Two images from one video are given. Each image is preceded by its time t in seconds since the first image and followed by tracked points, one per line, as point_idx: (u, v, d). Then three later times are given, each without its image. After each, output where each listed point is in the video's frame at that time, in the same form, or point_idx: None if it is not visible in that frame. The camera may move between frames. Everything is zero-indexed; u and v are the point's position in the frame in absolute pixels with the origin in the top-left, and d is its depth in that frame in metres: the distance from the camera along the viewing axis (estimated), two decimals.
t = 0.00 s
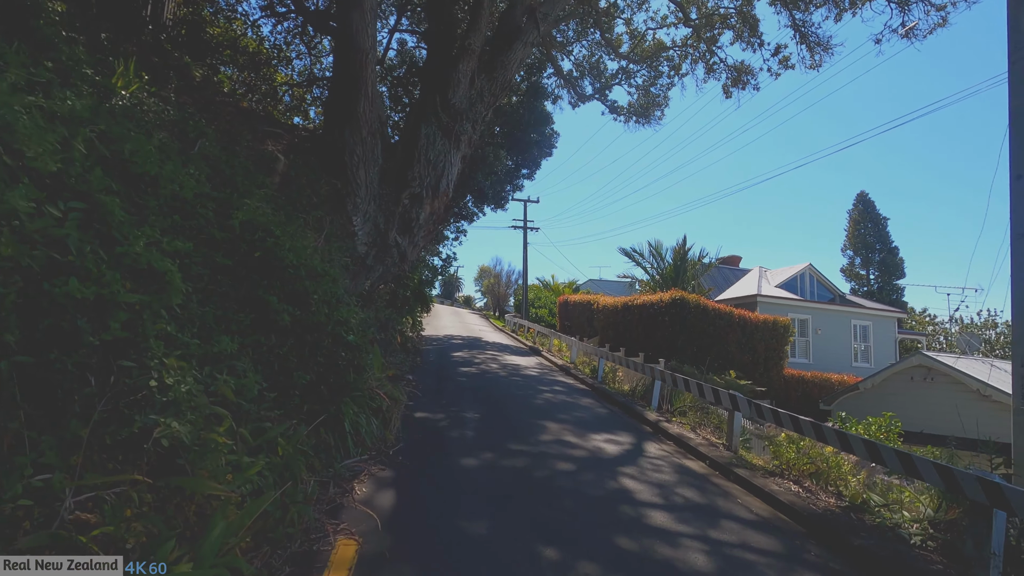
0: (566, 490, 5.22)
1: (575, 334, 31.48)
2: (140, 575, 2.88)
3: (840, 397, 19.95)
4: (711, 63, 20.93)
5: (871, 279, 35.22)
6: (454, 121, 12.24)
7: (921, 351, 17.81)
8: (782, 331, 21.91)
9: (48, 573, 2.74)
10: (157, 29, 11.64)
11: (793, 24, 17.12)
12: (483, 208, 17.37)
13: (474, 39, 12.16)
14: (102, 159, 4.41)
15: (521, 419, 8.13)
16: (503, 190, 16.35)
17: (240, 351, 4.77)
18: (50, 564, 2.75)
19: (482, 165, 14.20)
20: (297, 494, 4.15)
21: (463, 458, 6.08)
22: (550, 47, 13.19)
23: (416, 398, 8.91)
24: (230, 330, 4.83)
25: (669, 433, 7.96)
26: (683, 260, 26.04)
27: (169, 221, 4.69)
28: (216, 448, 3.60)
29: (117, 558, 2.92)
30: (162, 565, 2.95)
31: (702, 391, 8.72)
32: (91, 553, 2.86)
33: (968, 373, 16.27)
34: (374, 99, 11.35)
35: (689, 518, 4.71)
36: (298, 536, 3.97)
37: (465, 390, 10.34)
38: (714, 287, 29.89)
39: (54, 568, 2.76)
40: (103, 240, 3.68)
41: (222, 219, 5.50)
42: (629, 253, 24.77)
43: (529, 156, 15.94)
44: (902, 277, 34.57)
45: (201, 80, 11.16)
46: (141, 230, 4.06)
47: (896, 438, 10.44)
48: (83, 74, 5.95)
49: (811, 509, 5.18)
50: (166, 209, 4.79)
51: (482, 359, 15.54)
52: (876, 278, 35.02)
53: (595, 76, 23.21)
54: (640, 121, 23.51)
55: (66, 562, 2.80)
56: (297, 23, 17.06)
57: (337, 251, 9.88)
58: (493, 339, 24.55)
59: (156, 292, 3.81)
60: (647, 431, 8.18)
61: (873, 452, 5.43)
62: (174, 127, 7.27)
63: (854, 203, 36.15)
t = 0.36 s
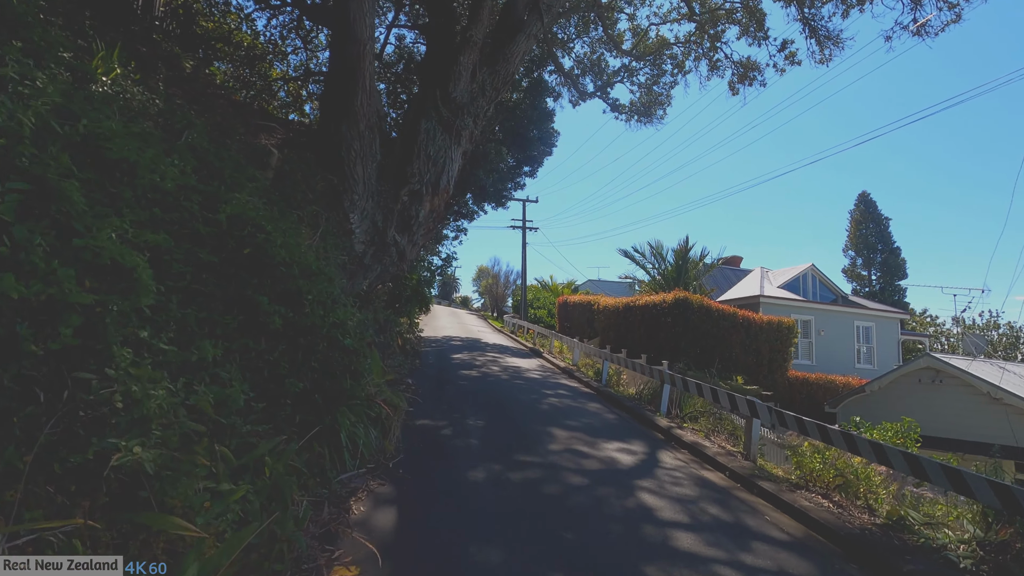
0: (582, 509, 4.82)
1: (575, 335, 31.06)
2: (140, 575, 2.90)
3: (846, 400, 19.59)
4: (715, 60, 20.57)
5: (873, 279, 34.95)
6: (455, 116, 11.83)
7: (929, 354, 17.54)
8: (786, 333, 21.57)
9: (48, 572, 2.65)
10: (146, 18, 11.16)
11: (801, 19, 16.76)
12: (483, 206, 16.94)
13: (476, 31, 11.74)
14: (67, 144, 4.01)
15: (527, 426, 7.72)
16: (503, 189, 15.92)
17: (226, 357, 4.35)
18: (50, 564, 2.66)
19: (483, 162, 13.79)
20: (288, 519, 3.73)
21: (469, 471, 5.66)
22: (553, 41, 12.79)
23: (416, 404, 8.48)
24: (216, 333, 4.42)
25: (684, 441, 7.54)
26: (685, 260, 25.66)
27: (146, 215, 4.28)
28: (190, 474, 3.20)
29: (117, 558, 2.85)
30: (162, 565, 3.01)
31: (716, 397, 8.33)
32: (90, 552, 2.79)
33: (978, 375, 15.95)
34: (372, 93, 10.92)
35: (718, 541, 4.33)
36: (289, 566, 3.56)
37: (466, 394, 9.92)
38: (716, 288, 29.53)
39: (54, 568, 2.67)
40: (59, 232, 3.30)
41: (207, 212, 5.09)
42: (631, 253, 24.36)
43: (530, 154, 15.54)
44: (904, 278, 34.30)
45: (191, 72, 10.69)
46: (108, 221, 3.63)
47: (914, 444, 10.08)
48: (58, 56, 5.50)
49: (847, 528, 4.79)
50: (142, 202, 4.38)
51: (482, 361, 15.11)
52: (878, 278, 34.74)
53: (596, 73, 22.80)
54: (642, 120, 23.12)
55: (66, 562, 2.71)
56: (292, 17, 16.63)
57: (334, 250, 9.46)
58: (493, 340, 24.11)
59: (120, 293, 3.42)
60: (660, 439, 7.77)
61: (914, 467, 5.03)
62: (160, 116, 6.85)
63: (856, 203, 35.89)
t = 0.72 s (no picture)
0: (594, 528, 4.36)
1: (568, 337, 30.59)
2: None
3: (844, 402, 19.42)
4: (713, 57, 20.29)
5: (865, 282, 34.89)
6: (449, 107, 11.34)
7: (928, 356, 17.36)
8: (782, 335, 21.27)
9: (49, 572, 2.50)
10: None
11: (803, 15, 16.48)
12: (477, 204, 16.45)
13: (472, 19, 11.27)
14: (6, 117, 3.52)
15: (526, 433, 7.23)
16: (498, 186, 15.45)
17: (193, 360, 3.83)
18: (50, 564, 2.50)
19: (477, 156, 13.31)
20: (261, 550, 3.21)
21: (466, 485, 5.16)
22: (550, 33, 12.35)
23: (408, 410, 7.95)
24: (181, 333, 3.90)
25: (694, 450, 7.08)
26: (680, 261, 25.35)
27: (99, 199, 3.76)
28: (141, 501, 2.72)
29: (117, 557, 2.62)
30: (162, 565, 2.72)
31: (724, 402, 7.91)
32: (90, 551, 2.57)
33: (977, 379, 15.75)
34: (362, 81, 10.40)
35: (748, 566, 3.88)
36: None
37: (461, 399, 9.41)
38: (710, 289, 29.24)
39: (53, 568, 2.52)
40: None
41: (174, 197, 4.57)
42: (626, 254, 23.99)
43: (526, 149, 15.08)
44: (897, 281, 34.27)
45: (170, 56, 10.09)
46: (39, 206, 3.09)
47: (924, 451, 9.72)
48: (12, 24, 4.94)
49: (885, 550, 4.36)
50: (96, 183, 3.87)
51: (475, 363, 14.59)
52: (870, 281, 34.69)
53: (591, 70, 22.38)
54: (637, 119, 22.76)
55: (66, 561, 2.53)
56: (279, 7, 16.04)
57: (321, 246, 8.93)
58: (485, 342, 23.55)
59: (53, 284, 2.91)
60: (668, 447, 7.30)
61: (957, 482, 4.61)
62: (130, 96, 6.30)
63: (849, 205, 35.84)
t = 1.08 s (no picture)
0: (607, 563, 3.94)
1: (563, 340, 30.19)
2: (140, 575, 2.75)
3: (843, 408, 19.16)
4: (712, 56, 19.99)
5: (860, 285, 34.76)
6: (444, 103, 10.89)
7: (930, 362, 17.03)
8: (781, 339, 20.94)
9: (47, 573, 2.40)
10: None
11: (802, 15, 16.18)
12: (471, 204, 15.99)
13: (468, 12, 10.82)
14: None
15: (527, 448, 6.80)
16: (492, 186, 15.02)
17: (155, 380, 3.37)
18: (50, 564, 2.41)
19: (472, 154, 12.90)
20: None
21: (464, 511, 4.71)
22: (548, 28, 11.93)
23: (400, 422, 7.49)
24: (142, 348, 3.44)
25: (706, 467, 6.65)
26: (676, 263, 25.03)
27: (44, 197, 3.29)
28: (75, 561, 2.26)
29: (118, 558, 2.63)
30: (162, 565, 2.85)
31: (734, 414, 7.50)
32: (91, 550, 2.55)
33: (981, 387, 15.46)
34: (353, 75, 9.92)
35: None
36: None
37: (455, 408, 8.95)
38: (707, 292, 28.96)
39: (53, 568, 2.43)
40: None
41: (139, 194, 4.12)
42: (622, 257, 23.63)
43: (522, 148, 14.64)
44: (892, 284, 34.17)
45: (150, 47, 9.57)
46: None
47: (933, 463, 9.40)
48: None
49: None
50: (43, 178, 3.41)
51: (470, 369, 14.13)
52: (865, 284, 34.58)
53: (588, 69, 21.97)
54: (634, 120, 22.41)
55: (66, 561, 2.48)
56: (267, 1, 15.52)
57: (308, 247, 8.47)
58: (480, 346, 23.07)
59: None
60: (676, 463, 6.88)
61: (1003, 510, 4.24)
62: (98, 84, 5.81)
63: (844, 208, 35.74)
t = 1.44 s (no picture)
0: None
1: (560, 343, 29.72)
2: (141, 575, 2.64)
3: (848, 413, 18.79)
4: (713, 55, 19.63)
5: (860, 288, 34.50)
6: (442, 96, 10.43)
7: (938, 365, 16.71)
8: (784, 342, 20.53)
9: (48, 573, 2.40)
10: None
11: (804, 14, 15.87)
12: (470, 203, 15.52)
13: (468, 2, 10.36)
14: None
15: (534, 459, 6.32)
16: (491, 184, 14.55)
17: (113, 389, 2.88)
18: (50, 564, 2.40)
19: (471, 149, 12.43)
20: None
21: (470, 534, 4.23)
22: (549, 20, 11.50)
23: (396, 431, 7.00)
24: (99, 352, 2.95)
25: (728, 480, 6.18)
26: (676, 265, 24.63)
27: None
28: None
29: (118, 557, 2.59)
30: (163, 565, 2.74)
31: (753, 422, 7.05)
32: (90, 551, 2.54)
33: (992, 391, 15.10)
34: (347, 65, 9.45)
35: None
36: None
37: (455, 415, 8.46)
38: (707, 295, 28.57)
39: (54, 568, 2.42)
40: None
41: (103, 177, 3.64)
42: (621, 258, 23.19)
43: (522, 145, 14.18)
44: (892, 287, 33.93)
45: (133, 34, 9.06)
46: None
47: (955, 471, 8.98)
48: None
49: None
50: None
51: (468, 373, 13.64)
52: (865, 287, 34.32)
53: (587, 68, 21.55)
54: (633, 119, 22.03)
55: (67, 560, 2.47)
56: None
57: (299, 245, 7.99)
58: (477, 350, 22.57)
59: None
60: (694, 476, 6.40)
61: None
62: (68, 63, 5.31)
63: (844, 211, 35.51)
